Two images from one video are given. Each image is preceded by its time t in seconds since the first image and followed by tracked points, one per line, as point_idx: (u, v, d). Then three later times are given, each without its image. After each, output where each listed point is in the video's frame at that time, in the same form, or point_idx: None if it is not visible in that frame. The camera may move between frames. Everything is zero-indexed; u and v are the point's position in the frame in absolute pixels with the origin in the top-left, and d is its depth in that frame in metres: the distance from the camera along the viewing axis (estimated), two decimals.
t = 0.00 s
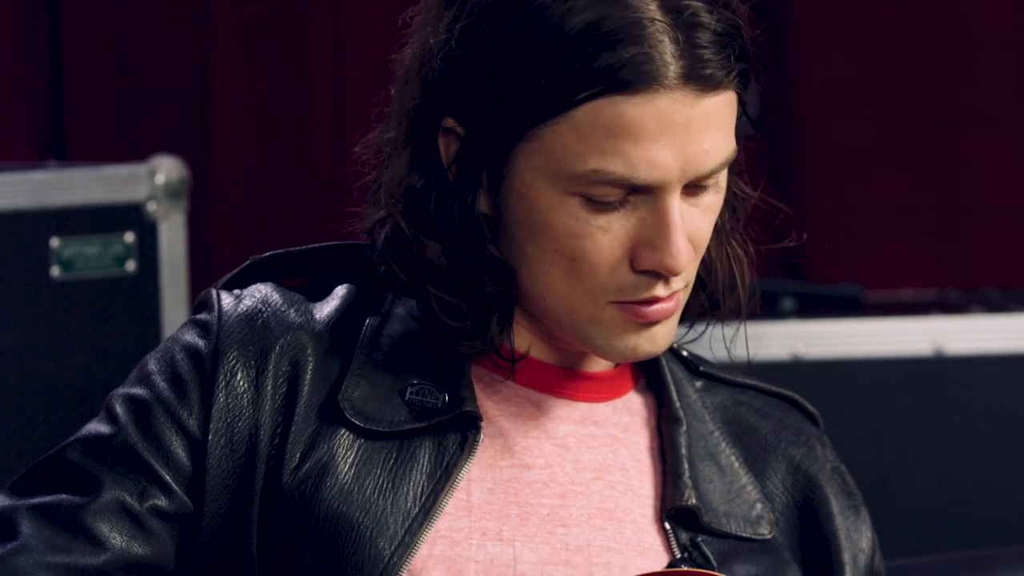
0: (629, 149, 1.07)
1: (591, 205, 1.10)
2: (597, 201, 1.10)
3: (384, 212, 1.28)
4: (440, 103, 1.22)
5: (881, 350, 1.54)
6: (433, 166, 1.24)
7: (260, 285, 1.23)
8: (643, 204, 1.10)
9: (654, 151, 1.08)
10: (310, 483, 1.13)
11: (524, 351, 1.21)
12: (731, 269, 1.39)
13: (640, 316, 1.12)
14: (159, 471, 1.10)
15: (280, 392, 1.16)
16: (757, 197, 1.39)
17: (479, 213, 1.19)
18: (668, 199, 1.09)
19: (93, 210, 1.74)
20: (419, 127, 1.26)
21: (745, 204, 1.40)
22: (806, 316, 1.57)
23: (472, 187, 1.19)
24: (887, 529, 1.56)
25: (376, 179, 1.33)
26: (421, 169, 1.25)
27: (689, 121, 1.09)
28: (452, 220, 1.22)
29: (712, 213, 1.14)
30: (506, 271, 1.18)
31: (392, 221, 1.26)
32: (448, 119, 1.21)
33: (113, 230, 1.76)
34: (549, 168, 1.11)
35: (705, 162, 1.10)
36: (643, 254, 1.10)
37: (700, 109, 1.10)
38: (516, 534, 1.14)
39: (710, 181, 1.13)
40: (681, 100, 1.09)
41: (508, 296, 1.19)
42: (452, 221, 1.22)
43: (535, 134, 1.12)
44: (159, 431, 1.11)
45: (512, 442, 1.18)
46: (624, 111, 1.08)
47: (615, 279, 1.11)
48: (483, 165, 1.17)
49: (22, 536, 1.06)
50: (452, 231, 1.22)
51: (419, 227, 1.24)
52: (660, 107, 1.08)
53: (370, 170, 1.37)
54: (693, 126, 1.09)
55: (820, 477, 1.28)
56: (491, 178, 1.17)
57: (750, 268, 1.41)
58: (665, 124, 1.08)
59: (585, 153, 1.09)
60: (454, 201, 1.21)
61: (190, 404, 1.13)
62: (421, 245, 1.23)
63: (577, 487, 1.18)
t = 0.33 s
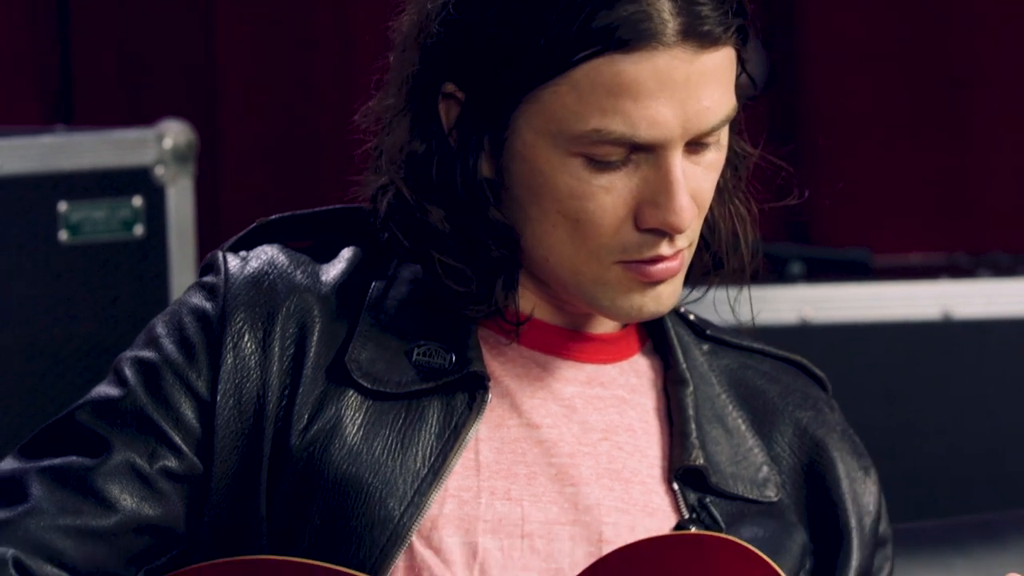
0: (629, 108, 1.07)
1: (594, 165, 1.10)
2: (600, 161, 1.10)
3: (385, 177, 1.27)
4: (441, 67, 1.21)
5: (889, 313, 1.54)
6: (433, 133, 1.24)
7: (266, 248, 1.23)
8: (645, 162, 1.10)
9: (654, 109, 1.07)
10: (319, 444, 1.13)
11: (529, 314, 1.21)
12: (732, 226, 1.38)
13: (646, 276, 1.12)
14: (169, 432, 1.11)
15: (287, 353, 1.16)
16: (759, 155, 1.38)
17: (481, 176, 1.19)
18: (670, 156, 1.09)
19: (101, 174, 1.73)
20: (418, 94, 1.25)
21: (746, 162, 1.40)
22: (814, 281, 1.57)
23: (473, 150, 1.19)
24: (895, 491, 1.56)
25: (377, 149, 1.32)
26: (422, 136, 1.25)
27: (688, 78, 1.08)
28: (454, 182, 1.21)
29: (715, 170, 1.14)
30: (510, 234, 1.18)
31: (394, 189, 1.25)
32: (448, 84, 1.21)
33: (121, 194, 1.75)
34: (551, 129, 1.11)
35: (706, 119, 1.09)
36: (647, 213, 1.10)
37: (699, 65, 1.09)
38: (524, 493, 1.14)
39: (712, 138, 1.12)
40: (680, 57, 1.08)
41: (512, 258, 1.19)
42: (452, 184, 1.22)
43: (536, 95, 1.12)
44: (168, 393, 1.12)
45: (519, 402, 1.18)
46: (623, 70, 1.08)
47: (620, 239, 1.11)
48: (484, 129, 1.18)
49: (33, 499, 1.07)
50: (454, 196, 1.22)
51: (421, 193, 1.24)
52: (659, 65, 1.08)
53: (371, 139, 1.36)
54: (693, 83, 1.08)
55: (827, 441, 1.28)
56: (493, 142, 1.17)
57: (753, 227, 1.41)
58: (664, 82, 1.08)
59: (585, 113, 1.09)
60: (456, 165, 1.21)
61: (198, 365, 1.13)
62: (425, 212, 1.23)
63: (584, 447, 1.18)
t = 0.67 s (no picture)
0: (641, 56, 1.06)
1: (605, 111, 1.10)
2: (611, 107, 1.09)
3: (398, 119, 1.27)
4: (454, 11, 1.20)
5: (903, 259, 1.53)
6: (446, 76, 1.23)
7: (282, 192, 1.22)
8: (657, 109, 1.09)
9: (666, 58, 1.06)
10: (332, 389, 1.14)
11: (540, 257, 1.21)
12: (746, 172, 1.37)
13: (656, 222, 1.11)
14: (183, 377, 1.11)
15: (302, 299, 1.16)
16: (774, 100, 1.37)
17: (493, 120, 1.19)
18: (682, 104, 1.08)
19: (114, 119, 1.70)
20: (431, 34, 1.23)
21: (761, 108, 1.39)
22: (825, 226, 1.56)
23: (485, 95, 1.18)
24: (909, 436, 1.56)
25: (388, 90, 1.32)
26: (434, 79, 1.24)
27: (700, 26, 1.07)
28: (465, 125, 1.21)
29: (727, 118, 1.13)
30: (522, 178, 1.18)
31: (405, 130, 1.25)
32: (460, 28, 1.20)
33: (135, 139, 1.72)
34: (563, 75, 1.10)
35: (718, 67, 1.08)
36: (658, 159, 1.09)
37: (711, 13, 1.07)
38: (539, 439, 1.14)
39: (724, 85, 1.11)
40: (693, 5, 1.06)
41: (525, 203, 1.19)
42: (466, 128, 1.21)
43: (548, 41, 1.11)
44: (183, 337, 1.12)
45: (533, 347, 1.18)
46: (635, 18, 1.06)
47: (631, 185, 1.11)
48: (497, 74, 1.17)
49: (47, 443, 1.07)
50: (467, 140, 1.21)
51: (433, 138, 1.24)
52: (671, 13, 1.06)
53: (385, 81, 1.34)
54: (705, 32, 1.07)
55: (840, 385, 1.28)
56: (506, 87, 1.16)
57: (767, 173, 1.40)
58: (676, 30, 1.06)
59: (597, 60, 1.08)
60: (467, 109, 1.20)
61: (212, 310, 1.14)
62: (435, 155, 1.23)
63: (599, 392, 1.18)
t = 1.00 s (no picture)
0: None
1: (634, 48, 1.10)
2: (640, 43, 1.10)
3: (421, 64, 1.28)
4: None
5: (919, 207, 1.53)
6: (468, 20, 1.25)
7: (293, 141, 1.22)
8: (685, 45, 1.09)
9: None
10: (345, 337, 1.14)
11: (559, 206, 1.20)
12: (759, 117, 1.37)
13: (683, 161, 1.11)
14: (196, 325, 1.11)
15: (315, 247, 1.16)
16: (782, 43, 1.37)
17: (518, 63, 1.19)
18: (710, 39, 1.08)
19: (130, 68, 1.67)
20: None
21: (772, 51, 1.38)
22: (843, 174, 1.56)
23: (510, 35, 1.19)
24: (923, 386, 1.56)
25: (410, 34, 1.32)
26: (458, 22, 1.26)
27: None
28: (489, 69, 1.23)
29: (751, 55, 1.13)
30: (540, 119, 1.19)
31: (429, 74, 1.26)
32: None
33: (151, 87, 1.68)
34: (592, 12, 1.11)
35: (746, 2, 1.09)
36: (686, 95, 1.09)
37: None
38: (553, 385, 1.15)
39: (750, 22, 1.11)
40: None
41: (545, 145, 1.20)
42: (488, 70, 1.23)
43: None
44: (196, 286, 1.12)
45: (547, 294, 1.18)
46: None
47: (658, 122, 1.11)
48: (523, 15, 1.18)
49: (61, 392, 1.08)
50: (489, 82, 1.23)
51: (455, 79, 1.25)
52: None
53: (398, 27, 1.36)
54: None
55: (854, 332, 1.28)
56: (530, 27, 1.17)
57: (781, 112, 1.39)
58: None
59: None
60: (492, 53, 1.22)
61: (224, 259, 1.14)
62: (459, 96, 1.25)
63: (613, 339, 1.18)
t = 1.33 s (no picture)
0: None
1: None
2: None
3: (449, 7, 1.32)
4: None
5: (939, 150, 1.53)
6: None
7: (312, 86, 1.23)
8: None
9: None
10: (365, 280, 1.14)
11: (584, 149, 1.22)
12: (781, 61, 1.36)
13: (709, 106, 1.11)
14: (215, 269, 1.10)
15: (333, 191, 1.17)
16: None
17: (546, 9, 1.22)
18: None
19: (149, 11, 1.62)
20: None
21: None
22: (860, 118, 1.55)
23: None
24: (942, 333, 1.55)
25: None
26: None
27: None
28: (517, 12, 1.26)
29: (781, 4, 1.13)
30: (566, 61, 1.21)
31: (456, 17, 1.31)
32: None
33: (170, 31, 1.63)
34: None
35: None
36: (715, 40, 1.10)
37: None
38: (573, 329, 1.15)
39: None
40: None
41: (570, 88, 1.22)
42: (516, 14, 1.26)
43: None
44: (214, 228, 1.11)
45: (567, 239, 1.18)
46: None
47: (687, 68, 1.11)
48: None
49: (79, 335, 1.05)
50: (515, 26, 1.26)
51: (483, 21, 1.29)
52: None
53: None
54: None
55: (874, 276, 1.29)
56: None
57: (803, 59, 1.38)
58: None
59: None
60: None
61: (243, 202, 1.13)
62: (486, 39, 1.28)
63: (633, 283, 1.18)
